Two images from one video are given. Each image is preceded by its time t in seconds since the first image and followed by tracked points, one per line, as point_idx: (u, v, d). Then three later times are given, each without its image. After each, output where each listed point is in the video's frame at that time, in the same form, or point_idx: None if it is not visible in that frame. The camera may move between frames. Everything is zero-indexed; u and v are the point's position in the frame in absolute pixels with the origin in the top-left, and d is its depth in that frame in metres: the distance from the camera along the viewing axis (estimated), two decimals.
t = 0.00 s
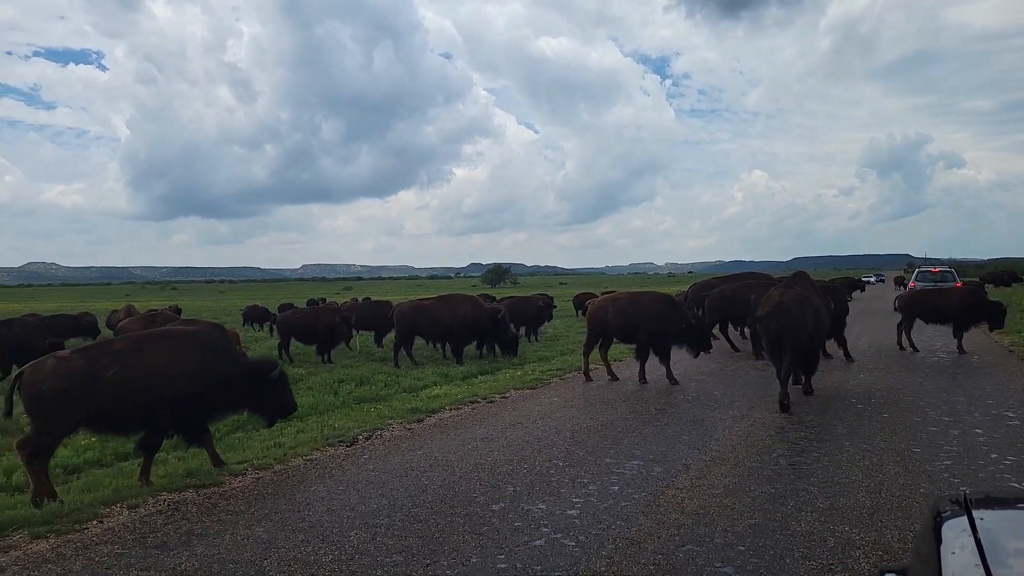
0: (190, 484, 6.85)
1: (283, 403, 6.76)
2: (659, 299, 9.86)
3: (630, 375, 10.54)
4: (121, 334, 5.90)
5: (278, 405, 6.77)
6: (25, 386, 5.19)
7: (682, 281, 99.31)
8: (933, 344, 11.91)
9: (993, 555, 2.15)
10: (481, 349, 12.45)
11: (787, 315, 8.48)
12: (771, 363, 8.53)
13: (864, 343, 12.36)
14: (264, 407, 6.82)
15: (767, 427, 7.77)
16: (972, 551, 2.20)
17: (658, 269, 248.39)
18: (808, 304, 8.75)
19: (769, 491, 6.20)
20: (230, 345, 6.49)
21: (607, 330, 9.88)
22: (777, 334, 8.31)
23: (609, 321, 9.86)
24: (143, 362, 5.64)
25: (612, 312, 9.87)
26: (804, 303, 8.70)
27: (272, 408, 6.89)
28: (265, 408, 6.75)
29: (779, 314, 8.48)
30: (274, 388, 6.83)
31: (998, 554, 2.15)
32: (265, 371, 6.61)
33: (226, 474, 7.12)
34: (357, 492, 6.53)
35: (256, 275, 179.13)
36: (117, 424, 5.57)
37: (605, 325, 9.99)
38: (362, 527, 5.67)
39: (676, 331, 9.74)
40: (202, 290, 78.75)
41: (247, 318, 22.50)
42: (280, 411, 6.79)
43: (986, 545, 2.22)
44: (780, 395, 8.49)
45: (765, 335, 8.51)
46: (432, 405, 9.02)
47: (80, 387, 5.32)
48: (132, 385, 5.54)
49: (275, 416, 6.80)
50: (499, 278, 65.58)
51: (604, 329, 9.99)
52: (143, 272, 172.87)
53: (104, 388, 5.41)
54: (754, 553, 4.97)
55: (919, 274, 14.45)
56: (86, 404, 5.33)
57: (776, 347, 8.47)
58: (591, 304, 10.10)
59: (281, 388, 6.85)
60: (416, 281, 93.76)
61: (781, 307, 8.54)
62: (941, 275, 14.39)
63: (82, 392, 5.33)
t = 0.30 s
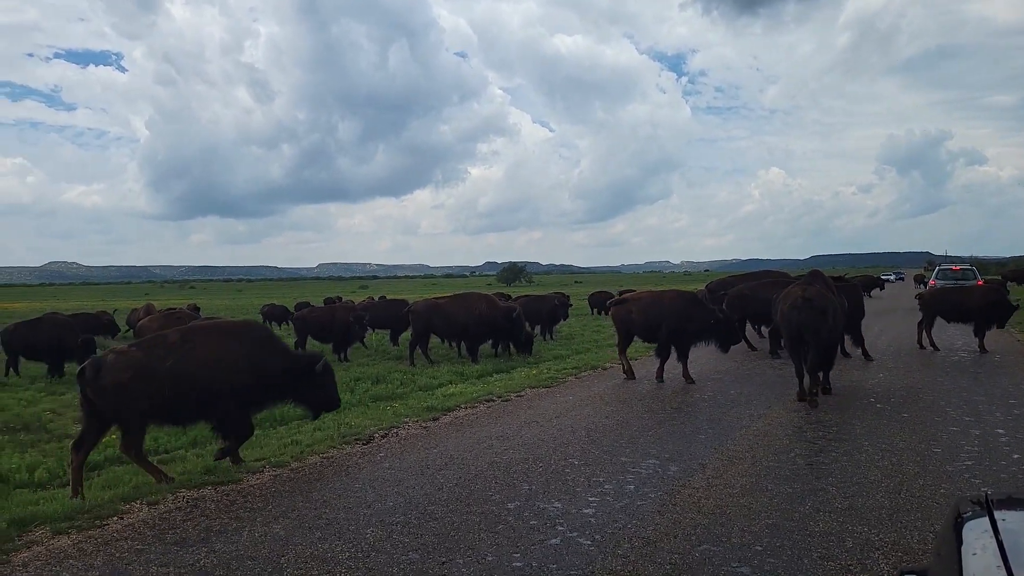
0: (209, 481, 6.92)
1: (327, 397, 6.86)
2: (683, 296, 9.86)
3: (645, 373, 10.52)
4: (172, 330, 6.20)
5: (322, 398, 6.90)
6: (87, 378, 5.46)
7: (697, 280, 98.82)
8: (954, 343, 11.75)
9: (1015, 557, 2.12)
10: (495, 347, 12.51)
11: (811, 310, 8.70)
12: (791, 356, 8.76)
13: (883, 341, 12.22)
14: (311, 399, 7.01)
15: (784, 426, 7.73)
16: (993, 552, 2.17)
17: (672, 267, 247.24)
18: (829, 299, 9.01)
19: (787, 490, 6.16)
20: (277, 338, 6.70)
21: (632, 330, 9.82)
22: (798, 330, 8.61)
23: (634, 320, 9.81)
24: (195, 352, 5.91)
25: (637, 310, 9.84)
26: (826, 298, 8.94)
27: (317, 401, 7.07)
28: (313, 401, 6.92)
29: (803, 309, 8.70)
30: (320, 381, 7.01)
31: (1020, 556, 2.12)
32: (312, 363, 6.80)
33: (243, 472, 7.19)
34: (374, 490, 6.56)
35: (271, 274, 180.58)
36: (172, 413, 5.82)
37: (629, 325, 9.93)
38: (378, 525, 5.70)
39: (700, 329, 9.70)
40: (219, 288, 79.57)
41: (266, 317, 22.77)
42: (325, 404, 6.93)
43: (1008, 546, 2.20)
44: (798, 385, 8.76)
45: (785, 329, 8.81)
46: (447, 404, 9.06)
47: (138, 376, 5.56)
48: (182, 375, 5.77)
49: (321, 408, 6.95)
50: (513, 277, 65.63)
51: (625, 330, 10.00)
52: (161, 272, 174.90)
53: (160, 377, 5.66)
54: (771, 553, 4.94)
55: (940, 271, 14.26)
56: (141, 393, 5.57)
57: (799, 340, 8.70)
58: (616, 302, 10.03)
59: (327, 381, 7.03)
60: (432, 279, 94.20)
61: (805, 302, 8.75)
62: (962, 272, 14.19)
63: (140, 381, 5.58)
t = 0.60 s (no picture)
0: (228, 478, 6.98)
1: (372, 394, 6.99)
2: (704, 295, 9.79)
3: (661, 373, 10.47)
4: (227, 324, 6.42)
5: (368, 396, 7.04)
6: (145, 367, 5.69)
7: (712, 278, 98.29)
8: (976, 343, 11.60)
9: None
10: (512, 347, 12.51)
11: (832, 308, 8.70)
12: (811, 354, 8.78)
13: (904, 340, 12.08)
14: (354, 397, 7.18)
15: (802, 426, 7.67)
16: (1018, 554, 2.13)
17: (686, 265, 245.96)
18: (849, 297, 8.99)
19: (806, 490, 6.11)
20: (325, 334, 6.89)
21: (653, 329, 9.84)
22: (820, 331, 8.59)
23: (655, 319, 9.82)
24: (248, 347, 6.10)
25: (658, 309, 9.84)
26: (846, 296, 8.92)
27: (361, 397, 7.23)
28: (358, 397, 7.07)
29: (824, 307, 8.69)
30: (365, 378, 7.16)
31: None
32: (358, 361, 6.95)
33: (262, 469, 7.24)
34: (391, 489, 6.58)
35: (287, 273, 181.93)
36: (223, 406, 6.00)
37: (650, 323, 9.95)
38: (395, 523, 5.72)
39: (722, 327, 9.61)
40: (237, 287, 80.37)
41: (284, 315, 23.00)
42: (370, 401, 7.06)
43: None
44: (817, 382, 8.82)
45: (806, 330, 8.78)
46: (464, 402, 9.08)
47: (192, 368, 5.76)
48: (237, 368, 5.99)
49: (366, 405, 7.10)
50: (528, 275, 65.63)
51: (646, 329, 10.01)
52: (178, 270, 176.84)
53: (213, 370, 5.86)
54: (790, 554, 4.90)
55: (962, 270, 14.09)
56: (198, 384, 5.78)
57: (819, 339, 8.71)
58: (636, 301, 10.07)
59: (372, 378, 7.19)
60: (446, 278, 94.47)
61: (826, 301, 8.73)
62: (984, 271, 14.01)
63: (194, 373, 5.78)
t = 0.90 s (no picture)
0: (252, 473, 7.07)
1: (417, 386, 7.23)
2: (729, 294, 9.71)
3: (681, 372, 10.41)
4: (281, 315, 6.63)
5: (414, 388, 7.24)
6: (203, 357, 6.00)
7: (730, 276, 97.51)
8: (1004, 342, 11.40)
9: None
10: (532, 344, 12.47)
11: (861, 307, 8.59)
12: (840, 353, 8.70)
13: (929, 339, 11.89)
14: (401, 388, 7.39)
15: (824, 425, 7.59)
16: None
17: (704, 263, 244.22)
18: (880, 296, 8.87)
19: (828, 489, 6.06)
20: (373, 328, 7.09)
21: (676, 327, 9.88)
22: (850, 326, 8.50)
23: (678, 317, 9.84)
24: (299, 339, 6.30)
25: (682, 308, 9.86)
26: (878, 295, 8.80)
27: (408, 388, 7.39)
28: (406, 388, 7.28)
29: (854, 306, 8.58)
30: (411, 370, 7.31)
31: None
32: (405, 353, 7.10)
33: (285, 465, 7.32)
34: (411, 485, 6.62)
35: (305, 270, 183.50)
36: (275, 396, 6.23)
37: (674, 321, 9.97)
38: (415, 519, 5.76)
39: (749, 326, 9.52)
40: (257, 284, 81.31)
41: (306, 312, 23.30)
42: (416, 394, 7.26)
43: None
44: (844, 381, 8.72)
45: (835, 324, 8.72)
46: (484, 400, 9.11)
47: (245, 360, 6.02)
48: (287, 360, 6.20)
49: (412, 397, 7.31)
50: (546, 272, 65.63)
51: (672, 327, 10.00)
52: (199, 268, 179.10)
53: (265, 361, 6.09)
54: (812, 553, 4.86)
55: (990, 269, 13.85)
56: (250, 375, 6.03)
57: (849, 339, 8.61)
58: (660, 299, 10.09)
59: (419, 370, 7.33)
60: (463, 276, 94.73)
61: (855, 299, 8.63)
62: (1012, 269, 13.77)
63: (247, 364, 6.04)
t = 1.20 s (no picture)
0: (266, 472, 7.12)
1: (456, 383, 7.32)
2: (746, 292, 9.66)
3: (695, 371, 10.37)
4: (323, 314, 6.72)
5: (452, 386, 7.32)
6: (247, 354, 6.05)
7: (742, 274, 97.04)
8: None
9: None
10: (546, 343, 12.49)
11: (879, 302, 8.56)
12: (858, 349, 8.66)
13: (947, 337, 11.77)
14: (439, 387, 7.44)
15: (840, 425, 7.54)
16: None
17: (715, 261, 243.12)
18: (898, 291, 8.81)
19: (844, 489, 6.02)
20: (412, 328, 7.18)
21: (693, 326, 9.90)
22: (868, 324, 8.45)
23: (694, 315, 9.87)
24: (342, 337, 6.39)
25: (698, 307, 9.85)
26: (896, 290, 8.75)
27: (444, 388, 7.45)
28: (443, 387, 7.36)
29: (871, 301, 8.56)
30: (448, 370, 7.36)
31: None
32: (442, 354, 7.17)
33: (299, 464, 7.36)
34: (426, 484, 6.64)
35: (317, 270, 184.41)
36: (316, 393, 6.28)
37: (691, 320, 9.98)
38: (430, 518, 5.77)
39: (767, 324, 9.46)
40: (269, 284, 81.85)
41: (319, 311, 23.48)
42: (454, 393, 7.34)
43: None
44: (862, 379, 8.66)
45: (852, 323, 8.67)
46: (497, 399, 9.12)
47: (288, 357, 6.08)
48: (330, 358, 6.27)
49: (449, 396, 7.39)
50: (557, 271, 65.62)
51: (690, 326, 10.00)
52: (212, 268, 180.43)
53: (309, 359, 6.15)
54: (829, 553, 4.83)
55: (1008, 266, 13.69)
56: (294, 371, 6.10)
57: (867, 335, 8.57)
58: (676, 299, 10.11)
59: (456, 370, 7.38)
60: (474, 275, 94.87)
61: (872, 295, 8.62)
62: None
63: (289, 362, 6.10)
